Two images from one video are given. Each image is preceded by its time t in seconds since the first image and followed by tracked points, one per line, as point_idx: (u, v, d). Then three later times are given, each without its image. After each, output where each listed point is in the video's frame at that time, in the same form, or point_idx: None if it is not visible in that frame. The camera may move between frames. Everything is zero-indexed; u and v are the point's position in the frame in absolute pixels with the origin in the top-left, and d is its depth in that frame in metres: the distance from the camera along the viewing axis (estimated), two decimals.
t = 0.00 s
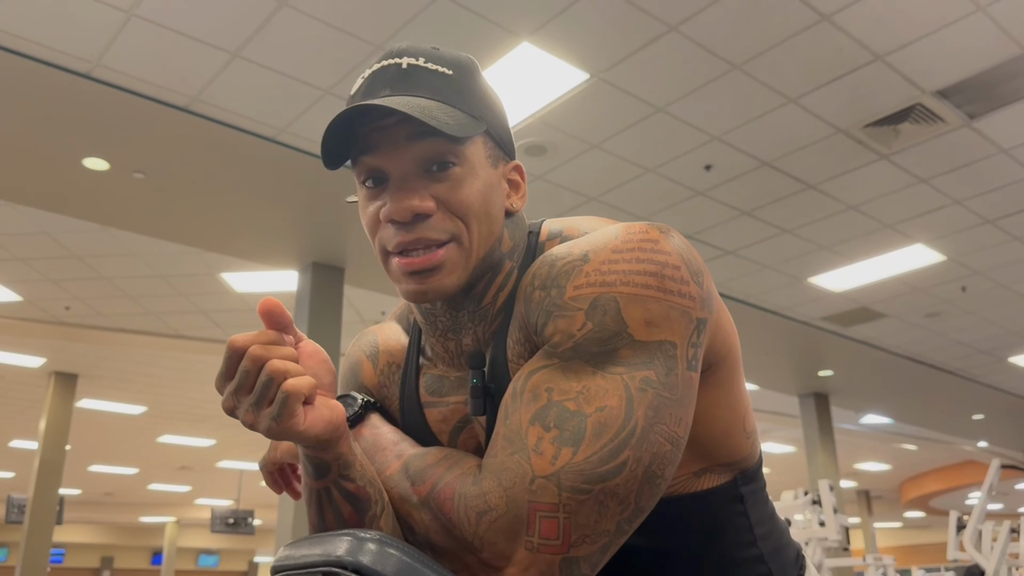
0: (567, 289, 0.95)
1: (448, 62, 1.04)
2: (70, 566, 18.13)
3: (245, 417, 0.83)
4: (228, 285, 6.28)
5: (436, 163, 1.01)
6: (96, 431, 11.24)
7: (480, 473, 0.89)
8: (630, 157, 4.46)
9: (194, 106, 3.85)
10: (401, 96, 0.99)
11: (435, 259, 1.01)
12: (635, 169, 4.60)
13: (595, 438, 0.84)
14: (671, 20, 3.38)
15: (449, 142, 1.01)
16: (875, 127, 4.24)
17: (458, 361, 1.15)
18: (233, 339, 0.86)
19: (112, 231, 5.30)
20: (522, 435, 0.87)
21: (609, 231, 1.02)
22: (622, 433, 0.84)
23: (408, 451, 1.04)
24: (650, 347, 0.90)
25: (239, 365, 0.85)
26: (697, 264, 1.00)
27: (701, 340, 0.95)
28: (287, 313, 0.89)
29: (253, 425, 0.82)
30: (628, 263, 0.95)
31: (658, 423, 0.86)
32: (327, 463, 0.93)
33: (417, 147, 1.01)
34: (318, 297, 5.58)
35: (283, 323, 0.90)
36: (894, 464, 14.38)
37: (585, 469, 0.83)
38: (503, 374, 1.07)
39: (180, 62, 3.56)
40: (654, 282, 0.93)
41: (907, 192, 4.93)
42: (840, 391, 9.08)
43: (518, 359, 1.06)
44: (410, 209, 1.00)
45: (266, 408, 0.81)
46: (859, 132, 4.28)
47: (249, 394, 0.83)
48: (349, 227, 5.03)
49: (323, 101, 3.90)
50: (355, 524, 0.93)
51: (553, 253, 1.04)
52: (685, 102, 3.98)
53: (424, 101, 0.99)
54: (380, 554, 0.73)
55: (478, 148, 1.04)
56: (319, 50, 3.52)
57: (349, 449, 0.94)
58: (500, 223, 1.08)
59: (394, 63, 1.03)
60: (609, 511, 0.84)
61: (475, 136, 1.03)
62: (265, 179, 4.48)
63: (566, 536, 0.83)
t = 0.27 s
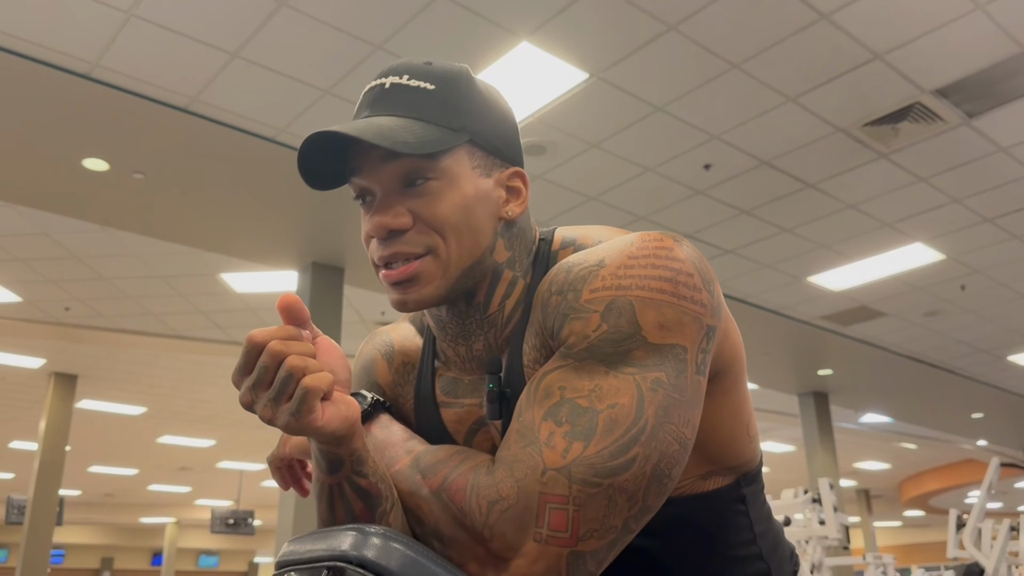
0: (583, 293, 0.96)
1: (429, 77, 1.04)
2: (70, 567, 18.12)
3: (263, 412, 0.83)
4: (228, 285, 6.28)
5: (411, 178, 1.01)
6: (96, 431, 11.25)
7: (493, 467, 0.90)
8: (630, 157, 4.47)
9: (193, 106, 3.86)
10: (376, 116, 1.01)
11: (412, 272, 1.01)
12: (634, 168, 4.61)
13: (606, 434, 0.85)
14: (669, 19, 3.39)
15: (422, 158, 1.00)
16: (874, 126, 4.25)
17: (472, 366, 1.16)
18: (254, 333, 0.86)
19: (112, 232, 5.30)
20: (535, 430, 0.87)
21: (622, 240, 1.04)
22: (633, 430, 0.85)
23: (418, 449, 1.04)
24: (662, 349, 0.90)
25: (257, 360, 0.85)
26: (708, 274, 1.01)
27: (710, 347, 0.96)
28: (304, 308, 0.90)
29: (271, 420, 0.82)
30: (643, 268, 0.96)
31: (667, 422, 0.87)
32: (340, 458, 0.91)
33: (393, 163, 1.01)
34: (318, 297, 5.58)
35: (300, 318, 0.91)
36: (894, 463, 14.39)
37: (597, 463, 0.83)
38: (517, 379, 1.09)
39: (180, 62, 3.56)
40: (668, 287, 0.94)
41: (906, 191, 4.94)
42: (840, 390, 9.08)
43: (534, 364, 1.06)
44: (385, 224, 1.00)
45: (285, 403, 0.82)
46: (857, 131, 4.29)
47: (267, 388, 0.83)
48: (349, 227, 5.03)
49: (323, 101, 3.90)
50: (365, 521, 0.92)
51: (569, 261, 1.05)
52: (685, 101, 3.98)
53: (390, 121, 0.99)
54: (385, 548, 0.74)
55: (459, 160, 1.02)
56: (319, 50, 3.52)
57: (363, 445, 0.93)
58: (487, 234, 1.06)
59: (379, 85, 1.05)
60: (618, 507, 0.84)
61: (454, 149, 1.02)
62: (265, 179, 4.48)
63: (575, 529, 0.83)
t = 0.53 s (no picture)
0: (590, 300, 0.97)
1: (429, 92, 1.05)
2: (69, 567, 18.11)
3: (272, 404, 0.83)
4: (227, 285, 6.27)
5: (411, 191, 1.02)
6: (95, 432, 11.24)
7: (501, 462, 0.90)
8: (628, 157, 4.47)
9: (192, 106, 3.86)
10: (378, 133, 1.03)
11: (414, 282, 1.02)
12: (633, 168, 4.61)
13: (611, 430, 0.85)
14: (667, 19, 3.39)
15: (420, 171, 1.01)
16: (872, 125, 4.26)
17: (486, 373, 1.17)
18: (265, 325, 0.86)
19: (110, 232, 5.30)
20: (541, 427, 0.88)
21: (630, 253, 1.05)
22: (637, 427, 0.85)
23: (426, 448, 1.04)
24: (667, 353, 0.91)
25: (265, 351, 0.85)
26: (713, 286, 1.02)
27: (713, 355, 0.96)
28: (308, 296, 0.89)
29: (279, 412, 0.82)
30: (649, 277, 0.97)
31: (671, 423, 0.87)
32: (347, 451, 0.91)
33: (394, 177, 1.02)
34: (318, 297, 5.57)
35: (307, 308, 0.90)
36: (892, 462, 14.41)
37: (602, 457, 0.84)
38: (533, 387, 1.08)
39: (178, 62, 3.56)
40: (673, 295, 0.95)
41: (905, 190, 4.95)
42: (838, 389, 9.09)
43: (545, 372, 1.06)
44: (386, 237, 1.02)
45: (293, 396, 0.82)
46: (855, 130, 4.30)
47: (276, 380, 0.84)
48: (348, 226, 5.03)
49: (321, 101, 3.90)
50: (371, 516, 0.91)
51: (577, 273, 1.06)
52: (683, 101, 3.99)
53: (388, 139, 1.00)
54: (385, 544, 0.74)
55: (458, 171, 1.03)
56: (317, 49, 3.52)
57: (371, 440, 0.93)
58: (486, 245, 1.07)
59: (385, 102, 1.07)
60: (622, 503, 0.84)
61: (453, 161, 1.02)
62: (263, 179, 4.48)
63: (579, 521, 0.83)
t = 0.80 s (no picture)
0: (581, 302, 0.97)
1: (419, 101, 1.06)
2: (68, 568, 18.11)
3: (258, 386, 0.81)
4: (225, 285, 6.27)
5: (410, 195, 1.02)
6: (93, 432, 11.23)
7: (495, 462, 0.90)
8: (627, 157, 4.47)
9: (190, 107, 3.86)
10: (372, 142, 1.02)
11: (418, 285, 1.02)
12: (631, 168, 4.61)
13: (602, 427, 0.85)
14: (665, 19, 3.40)
15: (419, 175, 1.01)
16: (869, 124, 4.26)
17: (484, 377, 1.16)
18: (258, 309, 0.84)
19: (109, 233, 5.30)
20: (533, 427, 0.88)
21: (620, 255, 1.05)
22: (628, 424, 0.85)
23: (422, 450, 1.03)
24: (657, 351, 0.91)
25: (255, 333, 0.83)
26: (703, 286, 1.02)
27: (703, 353, 0.97)
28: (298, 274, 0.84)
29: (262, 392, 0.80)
30: (639, 278, 0.97)
31: (662, 419, 0.87)
32: (338, 447, 0.90)
33: (393, 183, 1.02)
34: (317, 298, 5.57)
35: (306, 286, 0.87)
36: (891, 461, 14.42)
37: (594, 454, 0.84)
38: (530, 390, 1.07)
39: (176, 62, 3.56)
40: (662, 294, 0.95)
41: (902, 189, 4.95)
42: (837, 389, 9.10)
43: (541, 376, 1.05)
44: (389, 241, 1.01)
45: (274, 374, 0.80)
46: (853, 130, 4.30)
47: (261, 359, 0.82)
48: (346, 227, 5.03)
49: (320, 102, 3.90)
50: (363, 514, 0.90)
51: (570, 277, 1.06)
52: (681, 101, 3.99)
53: (387, 145, 1.00)
54: (381, 544, 0.74)
55: (455, 175, 1.03)
56: (315, 49, 3.52)
57: (360, 434, 0.92)
58: (486, 246, 1.07)
59: (373, 114, 1.06)
60: (614, 499, 0.84)
61: (449, 166, 1.03)
62: (261, 180, 4.48)
63: (573, 519, 0.83)
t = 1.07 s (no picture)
0: (566, 299, 0.97)
1: (394, 107, 1.05)
2: (67, 568, 18.10)
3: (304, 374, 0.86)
4: (224, 286, 6.27)
5: (386, 205, 1.02)
6: (91, 432, 11.21)
7: (486, 463, 0.90)
8: (625, 157, 4.47)
9: (188, 107, 3.85)
10: (346, 151, 1.03)
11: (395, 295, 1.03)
12: (629, 168, 4.61)
13: (592, 426, 0.85)
14: (663, 19, 3.39)
15: (392, 186, 1.02)
16: (868, 125, 4.27)
17: (472, 375, 1.16)
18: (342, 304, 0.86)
19: (107, 233, 5.30)
20: (522, 427, 0.88)
21: (605, 250, 1.05)
22: (618, 422, 0.85)
23: (415, 454, 1.04)
24: (644, 346, 0.91)
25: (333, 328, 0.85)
26: (688, 278, 1.02)
27: (690, 346, 0.97)
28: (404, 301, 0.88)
29: (306, 384, 0.85)
30: (624, 272, 0.97)
31: (653, 414, 0.87)
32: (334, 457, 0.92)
33: (368, 194, 1.03)
34: (315, 298, 5.56)
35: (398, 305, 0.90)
36: (889, 461, 14.43)
37: (586, 453, 0.84)
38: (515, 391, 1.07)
39: (174, 62, 3.56)
40: (647, 288, 0.95)
41: (901, 190, 4.96)
42: (835, 389, 9.10)
43: (527, 375, 1.05)
44: (365, 251, 1.02)
45: (326, 384, 0.84)
46: (851, 130, 4.30)
47: (325, 359, 0.84)
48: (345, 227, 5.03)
49: (318, 102, 3.90)
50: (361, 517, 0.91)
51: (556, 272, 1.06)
52: (678, 101, 3.99)
53: (357, 156, 1.00)
54: (379, 547, 0.74)
55: (429, 182, 1.03)
56: (313, 49, 3.51)
57: (365, 442, 0.94)
58: (465, 251, 1.08)
59: (351, 121, 1.06)
60: (608, 498, 0.84)
61: (423, 173, 1.02)
62: (259, 180, 4.47)
63: (567, 520, 0.83)
